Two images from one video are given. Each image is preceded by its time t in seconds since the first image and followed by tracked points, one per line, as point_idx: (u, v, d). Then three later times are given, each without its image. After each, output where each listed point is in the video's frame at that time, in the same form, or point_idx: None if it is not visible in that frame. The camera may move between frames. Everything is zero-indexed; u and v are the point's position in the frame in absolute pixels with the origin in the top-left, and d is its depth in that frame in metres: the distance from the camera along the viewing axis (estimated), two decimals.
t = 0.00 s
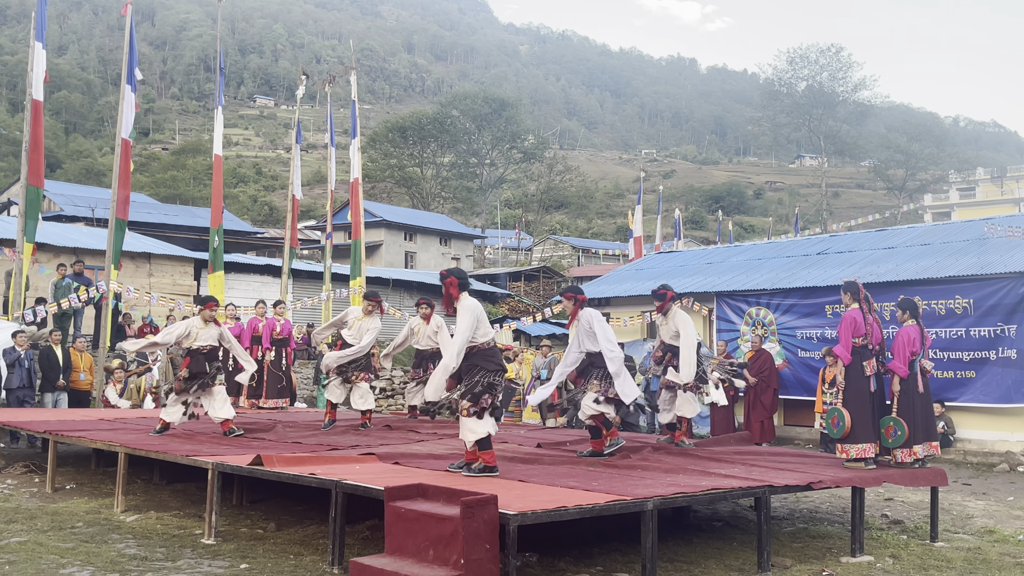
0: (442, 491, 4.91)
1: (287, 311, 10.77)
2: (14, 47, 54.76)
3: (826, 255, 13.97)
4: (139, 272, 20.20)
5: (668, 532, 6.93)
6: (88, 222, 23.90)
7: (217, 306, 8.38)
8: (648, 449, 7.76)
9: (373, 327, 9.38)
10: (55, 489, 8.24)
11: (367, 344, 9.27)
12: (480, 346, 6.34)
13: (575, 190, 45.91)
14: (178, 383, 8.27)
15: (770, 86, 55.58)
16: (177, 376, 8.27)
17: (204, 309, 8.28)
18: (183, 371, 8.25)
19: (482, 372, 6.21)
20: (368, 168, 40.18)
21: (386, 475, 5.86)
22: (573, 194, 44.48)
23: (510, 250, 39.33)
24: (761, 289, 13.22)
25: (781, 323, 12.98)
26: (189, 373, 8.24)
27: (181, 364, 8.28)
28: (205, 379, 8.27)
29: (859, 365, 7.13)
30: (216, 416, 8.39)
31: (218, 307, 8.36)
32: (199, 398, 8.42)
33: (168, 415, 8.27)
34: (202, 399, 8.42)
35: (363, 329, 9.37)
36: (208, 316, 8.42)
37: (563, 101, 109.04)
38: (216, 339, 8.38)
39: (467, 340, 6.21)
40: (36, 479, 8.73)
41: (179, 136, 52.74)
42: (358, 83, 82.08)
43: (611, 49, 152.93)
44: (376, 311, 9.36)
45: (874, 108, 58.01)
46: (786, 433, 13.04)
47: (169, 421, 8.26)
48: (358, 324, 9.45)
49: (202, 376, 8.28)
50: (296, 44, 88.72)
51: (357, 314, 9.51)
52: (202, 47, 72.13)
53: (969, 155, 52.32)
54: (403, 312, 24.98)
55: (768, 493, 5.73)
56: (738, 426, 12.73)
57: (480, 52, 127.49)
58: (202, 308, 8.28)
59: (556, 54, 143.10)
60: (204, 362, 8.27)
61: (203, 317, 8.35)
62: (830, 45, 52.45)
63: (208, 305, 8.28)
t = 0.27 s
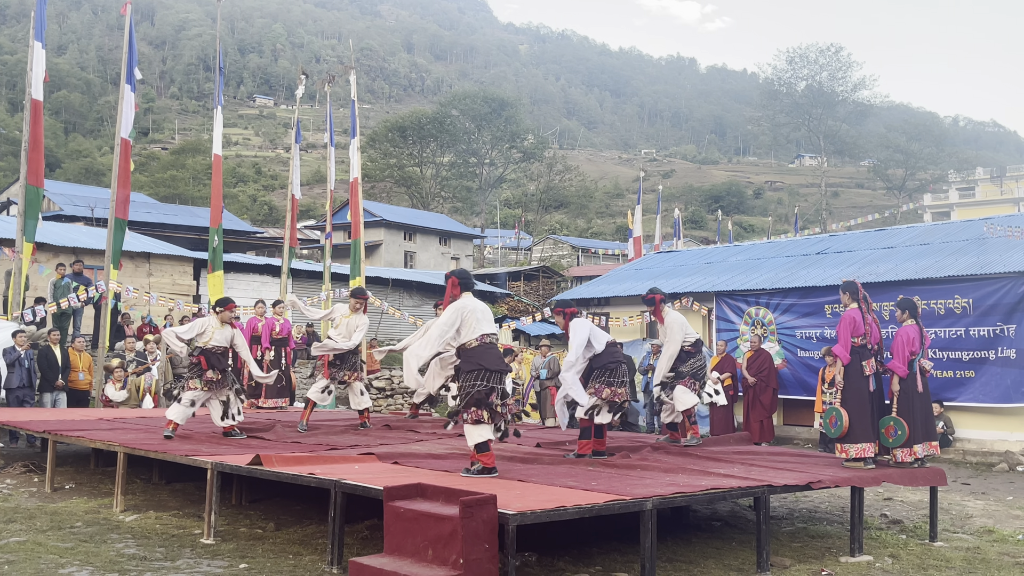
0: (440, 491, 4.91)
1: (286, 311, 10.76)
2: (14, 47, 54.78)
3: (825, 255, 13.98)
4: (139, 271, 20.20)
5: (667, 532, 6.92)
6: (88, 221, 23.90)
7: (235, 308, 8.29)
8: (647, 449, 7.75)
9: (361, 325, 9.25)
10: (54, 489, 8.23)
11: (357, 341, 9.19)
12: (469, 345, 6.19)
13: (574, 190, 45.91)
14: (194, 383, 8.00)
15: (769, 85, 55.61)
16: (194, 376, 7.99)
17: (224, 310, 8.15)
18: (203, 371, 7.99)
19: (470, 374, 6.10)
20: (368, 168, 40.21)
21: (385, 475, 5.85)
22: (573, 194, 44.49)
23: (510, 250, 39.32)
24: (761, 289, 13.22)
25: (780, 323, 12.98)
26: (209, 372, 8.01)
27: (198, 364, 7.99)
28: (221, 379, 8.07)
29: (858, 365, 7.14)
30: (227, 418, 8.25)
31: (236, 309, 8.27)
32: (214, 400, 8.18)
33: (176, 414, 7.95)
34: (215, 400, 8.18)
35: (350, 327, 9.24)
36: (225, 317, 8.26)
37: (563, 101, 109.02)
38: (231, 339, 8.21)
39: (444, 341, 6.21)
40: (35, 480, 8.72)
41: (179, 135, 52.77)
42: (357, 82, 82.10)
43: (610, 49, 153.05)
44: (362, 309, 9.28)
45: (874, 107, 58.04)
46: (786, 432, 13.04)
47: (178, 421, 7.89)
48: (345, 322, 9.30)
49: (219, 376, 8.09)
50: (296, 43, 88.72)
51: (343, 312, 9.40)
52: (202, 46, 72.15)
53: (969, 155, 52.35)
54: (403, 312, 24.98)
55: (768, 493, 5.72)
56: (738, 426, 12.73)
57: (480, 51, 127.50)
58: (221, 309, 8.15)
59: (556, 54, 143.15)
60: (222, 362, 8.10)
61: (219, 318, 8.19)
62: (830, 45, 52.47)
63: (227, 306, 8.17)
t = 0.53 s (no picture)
0: (439, 490, 4.90)
1: (285, 311, 10.76)
2: (13, 46, 54.76)
3: (824, 255, 13.98)
4: (138, 271, 20.19)
5: (666, 532, 6.92)
6: (87, 220, 23.89)
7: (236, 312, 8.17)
8: (647, 448, 7.75)
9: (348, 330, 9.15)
10: (53, 488, 8.22)
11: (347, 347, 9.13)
12: (457, 345, 6.26)
13: (574, 189, 45.89)
14: (196, 386, 7.93)
15: (769, 85, 55.57)
16: (194, 378, 7.93)
17: (223, 312, 8.03)
18: (201, 373, 7.93)
19: (453, 371, 6.18)
20: (368, 167, 40.19)
21: (384, 474, 5.84)
22: (573, 193, 44.47)
23: (510, 250, 39.30)
24: (761, 289, 13.21)
25: (779, 322, 12.98)
26: (211, 374, 7.97)
27: (197, 366, 7.93)
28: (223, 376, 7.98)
29: (856, 365, 7.14)
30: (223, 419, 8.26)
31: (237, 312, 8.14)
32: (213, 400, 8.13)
33: (187, 418, 7.88)
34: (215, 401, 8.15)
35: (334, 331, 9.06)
36: (224, 320, 8.20)
37: (562, 100, 108.97)
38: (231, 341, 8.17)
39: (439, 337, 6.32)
40: (35, 479, 8.72)
41: (179, 134, 52.75)
42: (357, 81, 82.08)
43: (610, 48, 153.01)
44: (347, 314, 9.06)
45: (874, 107, 58.00)
46: (785, 431, 13.05)
47: (186, 424, 7.81)
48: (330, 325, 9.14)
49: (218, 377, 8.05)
50: (295, 42, 88.67)
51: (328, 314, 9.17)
52: (202, 45, 72.13)
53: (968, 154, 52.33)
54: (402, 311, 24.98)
55: (767, 493, 5.72)
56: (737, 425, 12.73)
57: (480, 50, 127.45)
58: (220, 312, 8.04)
59: (556, 53, 143.06)
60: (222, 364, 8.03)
61: (219, 320, 8.12)
62: (830, 45, 52.42)
63: (228, 309, 8.05)
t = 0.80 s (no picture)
0: (438, 489, 4.91)
1: (284, 310, 10.76)
2: (12, 45, 54.77)
3: (823, 254, 13.99)
4: (137, 269, 20.19)
5: (666, 531, 6.92)
6: (86, 219, 23.90)
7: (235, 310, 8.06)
8: (646, 447, 7.75)
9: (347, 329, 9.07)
10: (53, 487, 8.23)
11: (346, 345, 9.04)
12: (441, 351, 6.27)
13: (573, 188, 45.89)
14: (198, 384, 7.89)
15: (768, 84, 55.56)
16: (194, 377, 7.88)
17: (223, 312, 7.92)
18: (201, 372, 7.88)
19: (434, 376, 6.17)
20: (367, 166, 40.19)
21: (384, 473, 5.85)
22: (572, 192, 44.46)
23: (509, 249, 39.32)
24: (760, 288, 13.21)
25: (779, 322, 12.98)
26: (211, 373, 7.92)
27: (197, 365, 7.88)
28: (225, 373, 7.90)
29: (856, 364, 7.15)
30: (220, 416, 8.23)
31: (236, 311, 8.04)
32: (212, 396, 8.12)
33: (186, 420, 7.84)
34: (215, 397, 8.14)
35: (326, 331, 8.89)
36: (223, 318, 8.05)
37: (562, 99, 108.96)
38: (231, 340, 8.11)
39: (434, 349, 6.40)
40: (34, 477, 8.72)
41: (178, 133, 52.76)
42: (356, 80, 82.10)
43: (609, 47, 153.02)
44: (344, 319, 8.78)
45: (873, 106, 57.99)
46: (784, 430, 13.05)
47: (187, 424, 7.78)
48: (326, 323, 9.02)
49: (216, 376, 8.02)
50: (295, 41, 88.67)
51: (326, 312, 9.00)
52: (201, 44, 72.13)
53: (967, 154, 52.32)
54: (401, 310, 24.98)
55: (766, 492, 5.72)
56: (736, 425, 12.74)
57: (479, 49, 127.43)
58: (219, 311, 7.91)
59: (555, 52, 143.00)
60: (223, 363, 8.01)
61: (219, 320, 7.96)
62: (829, 44, 52.40)
63: (227, 307, 7.93)
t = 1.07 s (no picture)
0: (438, 487, 4.91)
1: (284, 308, 10.72)
2: (12, 43, 54.72)
3: (823, 253, 13.99)
4: (136, 268, 20.18)
5: (666, 530, 6.91)
6: (86, 218, 23.90)
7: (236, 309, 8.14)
8: (646, 446, 7.76)
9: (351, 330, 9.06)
10: (52, 486, 8.22)
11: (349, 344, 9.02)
12: (431, 343, 6.31)
13: (573, 187, 45.88)
14: (197, 382, 7.89)
15: (768, 83, 55.50)
16: (194, 376, 7.89)
17: (224, 309, 8.00)
18: (200, 371, 7.89)
19: (427, 368, 6.23)
20: (367, 165, 40.18)
21: (383, 472, 5.85)
22: (571, 191, 44.44)
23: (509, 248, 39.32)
24: (760, 287, 13.21)
25: (779, 321, 12.97)
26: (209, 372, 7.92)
27: (196, 364, 7.88)
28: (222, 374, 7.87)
29: (855, 364, 7.14)
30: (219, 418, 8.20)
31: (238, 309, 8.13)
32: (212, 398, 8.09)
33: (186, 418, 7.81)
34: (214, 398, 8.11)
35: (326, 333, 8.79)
36: (225, 316, 8.11)
37: (561, 98, 108.92)
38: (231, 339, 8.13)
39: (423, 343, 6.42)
40: (34, 476, 8.72)
41: (178, 132, 52.75)
42: (356, 79, 82.09)
43: (609, 46, 152.93)
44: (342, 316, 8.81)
45: (873, 105, 57.93)
46: (784, 430, 13.05)
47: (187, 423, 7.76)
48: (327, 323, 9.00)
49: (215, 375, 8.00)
50: (295, 40, 88.65)
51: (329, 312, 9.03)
52: (201, 43, 72.09)
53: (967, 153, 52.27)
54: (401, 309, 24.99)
55: (765, 491, 5.73)
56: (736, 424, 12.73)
57: (479, 48, 127.36)
58: (221, 309, 8.00)
59: (555, 51, 142.89)
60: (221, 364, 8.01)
61: (220, 317, 8.04)
62: (829, 43, 52.35)
63: (228, 305, 8.02)
